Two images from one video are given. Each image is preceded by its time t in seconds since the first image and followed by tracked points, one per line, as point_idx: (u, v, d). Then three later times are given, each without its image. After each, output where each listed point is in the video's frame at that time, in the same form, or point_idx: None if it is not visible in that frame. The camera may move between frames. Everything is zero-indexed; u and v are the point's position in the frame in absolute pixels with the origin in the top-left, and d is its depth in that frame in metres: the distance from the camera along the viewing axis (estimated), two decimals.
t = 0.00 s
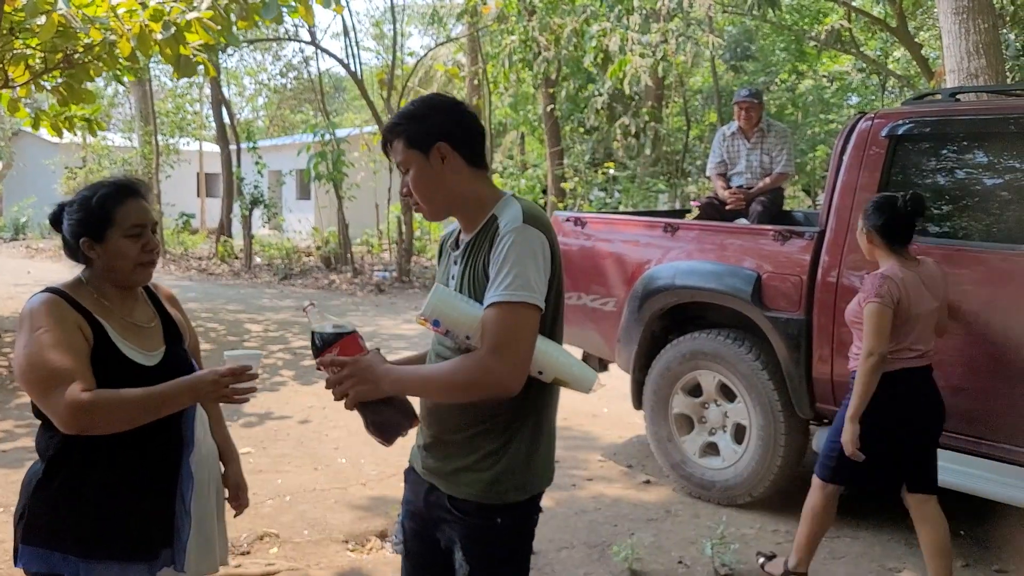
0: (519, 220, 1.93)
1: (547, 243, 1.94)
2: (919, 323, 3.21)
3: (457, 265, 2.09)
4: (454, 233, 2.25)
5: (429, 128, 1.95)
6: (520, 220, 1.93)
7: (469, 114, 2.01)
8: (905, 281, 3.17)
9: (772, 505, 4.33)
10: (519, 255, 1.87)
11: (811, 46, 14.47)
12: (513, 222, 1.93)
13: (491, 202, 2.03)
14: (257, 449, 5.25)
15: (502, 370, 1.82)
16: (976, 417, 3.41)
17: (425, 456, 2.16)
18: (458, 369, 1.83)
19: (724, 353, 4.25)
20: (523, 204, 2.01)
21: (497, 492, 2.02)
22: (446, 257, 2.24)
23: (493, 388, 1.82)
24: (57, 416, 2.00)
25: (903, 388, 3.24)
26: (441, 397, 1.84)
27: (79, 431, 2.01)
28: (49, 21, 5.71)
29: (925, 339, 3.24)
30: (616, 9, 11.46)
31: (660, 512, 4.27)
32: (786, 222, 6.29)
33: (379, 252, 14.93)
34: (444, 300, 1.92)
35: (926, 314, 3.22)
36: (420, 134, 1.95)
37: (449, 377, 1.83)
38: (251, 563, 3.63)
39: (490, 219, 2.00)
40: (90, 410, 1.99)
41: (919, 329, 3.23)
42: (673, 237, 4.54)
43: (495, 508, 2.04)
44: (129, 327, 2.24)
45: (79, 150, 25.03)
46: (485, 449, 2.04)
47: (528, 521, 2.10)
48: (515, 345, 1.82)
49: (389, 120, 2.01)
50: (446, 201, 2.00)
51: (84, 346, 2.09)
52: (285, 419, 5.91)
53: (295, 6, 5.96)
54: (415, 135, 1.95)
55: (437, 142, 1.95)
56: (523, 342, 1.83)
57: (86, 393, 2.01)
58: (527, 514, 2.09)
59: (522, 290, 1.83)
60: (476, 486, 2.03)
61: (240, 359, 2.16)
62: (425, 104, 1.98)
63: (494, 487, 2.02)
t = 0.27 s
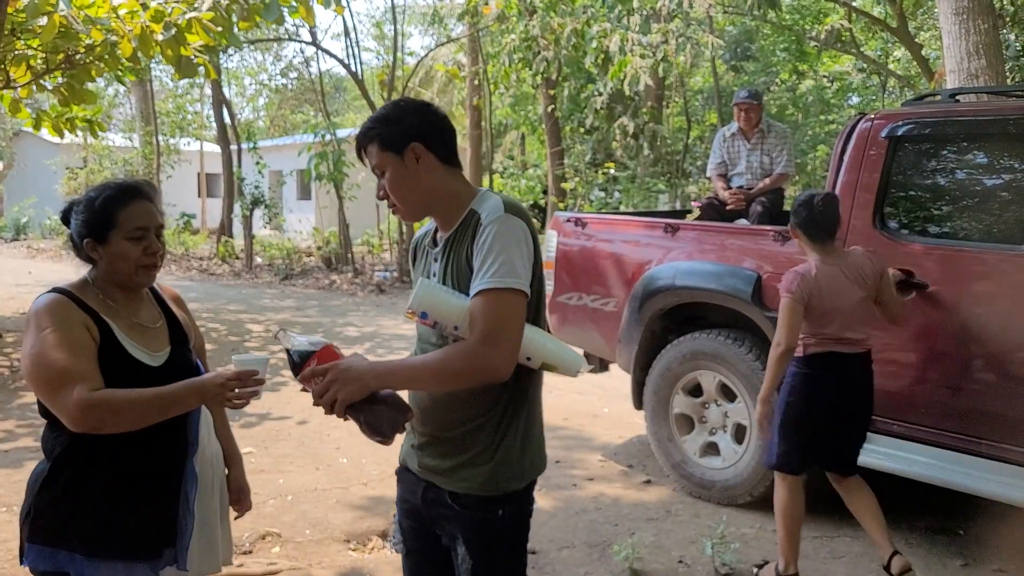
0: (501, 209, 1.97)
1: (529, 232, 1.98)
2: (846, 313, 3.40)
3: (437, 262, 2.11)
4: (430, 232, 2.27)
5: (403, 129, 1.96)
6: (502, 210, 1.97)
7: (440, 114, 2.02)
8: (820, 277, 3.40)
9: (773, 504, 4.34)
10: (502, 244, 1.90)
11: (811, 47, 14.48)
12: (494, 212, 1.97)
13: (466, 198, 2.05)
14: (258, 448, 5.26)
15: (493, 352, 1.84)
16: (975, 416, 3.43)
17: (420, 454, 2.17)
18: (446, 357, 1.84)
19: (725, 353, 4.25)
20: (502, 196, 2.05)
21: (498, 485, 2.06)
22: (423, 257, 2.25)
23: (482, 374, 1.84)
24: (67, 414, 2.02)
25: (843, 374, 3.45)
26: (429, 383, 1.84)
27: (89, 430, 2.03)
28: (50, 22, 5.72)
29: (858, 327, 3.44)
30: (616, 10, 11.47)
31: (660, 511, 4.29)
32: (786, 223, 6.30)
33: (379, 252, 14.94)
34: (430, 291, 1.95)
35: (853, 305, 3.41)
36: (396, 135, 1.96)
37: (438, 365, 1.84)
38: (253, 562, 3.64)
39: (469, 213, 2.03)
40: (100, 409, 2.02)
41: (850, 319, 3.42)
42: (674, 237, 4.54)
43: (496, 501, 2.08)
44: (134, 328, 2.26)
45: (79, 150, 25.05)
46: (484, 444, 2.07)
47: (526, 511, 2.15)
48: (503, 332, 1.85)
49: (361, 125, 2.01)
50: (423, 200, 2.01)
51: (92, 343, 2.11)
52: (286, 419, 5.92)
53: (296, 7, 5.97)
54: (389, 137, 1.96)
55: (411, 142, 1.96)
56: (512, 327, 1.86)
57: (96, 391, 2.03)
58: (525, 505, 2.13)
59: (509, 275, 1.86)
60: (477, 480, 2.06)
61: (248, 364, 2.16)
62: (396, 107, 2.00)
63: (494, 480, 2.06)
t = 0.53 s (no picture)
0: (493, 207, 1.98)
1: (520, 225, 1.99)
2: (812, 304, 3.42)
3: (428, 263, 2.12)
4: (416, 234, 2.27)
5: (386, 134, 1.96)
6: (493, 205, 1.98)
7: (420, 117, 2.02)
8: (778, 273, 3.47)
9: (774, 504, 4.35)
10: (494, 240, 1.91)
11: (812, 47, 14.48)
12: (486, 209, 1.97)
13: (454, 200, 2.06)
14: (259, 448, 5.27)
15: (489, 348, 1.85)
16: (977, 416, 3.43)
17: (419, 454, 2.16)
18: (440, 353, 1.85)
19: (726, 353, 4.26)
20: (491, 195, 2.05)
21: (501, 479, 2.08)
22: (412, 260, 2.25)
23: (478, 368, 1.84)
24: (73, 415, 2.04)
25: (820, 365, 3.44)
26: (425, 377, 1.85)
27: (94, 430, 2.05)
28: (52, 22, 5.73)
29: (828, 316, 3.44)
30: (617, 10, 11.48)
31: (662, 511, 4.30)
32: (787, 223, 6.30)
33: (381, 252, 14.95)
34: (425, 290, 1.97)
35: (817, 295, 3.43)
36: (380, 141, 1.96)
37: (435, 361, 1.85)
38: (255, 562, 3.65)
39: (458, 214, 2.03)
40: (106, 410, 2.03)
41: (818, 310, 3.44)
42: (675, 237, 4.55)
43: (499, 495, 2.09)
44: (139, 328, 2.26)
45: (81, 150, 25.08)
46: (485, 441, 2.08)
47: (526, 505, 2.17)
48: (496, 325, 1.85)
49: (344, 134, 2.00)
50: (411, 204, 2.02)
51: (98, 343, 2.11)
52: (288, 419, 5.93)
53: (297, 7, 5.98)
54: (373, 144, 1.96)
55: (395, 147, 1.96)
56: (507, 323, 1.87)
57: (102, 392, 2.05)
58: (526, 499, 2.15)
59: (502, 271, 1.87)
60: (480, 476, 2.07)
61: (254, 372, 2.13)
62: (376, 115, 2.00)
63: (497, 475, 2.07)
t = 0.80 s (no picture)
0: (493, 206, 1.98)
1: (520, 223, 1.99)
2: (790, 304, 3.49)
3: (427, 265, 2.11)
4: (412, 236, 2.27)
5: (381, 138, 1.96)
6: (493, 205, 1.99)
7: (414, 119, 2.02)
8: (762, 269, 3.56)
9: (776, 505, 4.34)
10: (495, 239, 1.92)
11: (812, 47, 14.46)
12: (486, 208, 1.98)
13: (450, 203, 2.06)
14: (261, 449, 5.27)
15: (491, 345, 1.85)
16: (968, 418, 3.46)
17: (420, 455, 2.16)
18: (442, 351, 1.86)
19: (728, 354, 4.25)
20: (489, 196, 2.06)
21: (504, 479, 2.08)
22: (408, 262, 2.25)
23: (481, 365, 1.85)
24: (74, 418, 2.04)
25: (802, 364, 3.50)
26: (427, 374, 1.85)
27: (94, 435, 2.05)
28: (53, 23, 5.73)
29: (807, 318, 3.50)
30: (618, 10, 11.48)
31: (664, 512, 4.29)
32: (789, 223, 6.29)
33: (382, 252, 14.95)
34: (427, 290, 1.97)
35: (796, 296, 3.49)
36: (377, 143, 1.95)
37: (437, 359, 1.85)
38: (257, 563, 3.65)
39: (458, 215, 2.03)
40: (108, 416, 2.04)
41: (798, 309, 3.50)
42: (676, 237, 4.54)
43: (502, 495, 2.10)
44: (144, 330, 2.26)
45: (83, 149, 25.09)
46: (486, 441, 2.08)
47: (528, 504, 2.17)
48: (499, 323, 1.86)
49: (338, 139, 2.00)
50: (408, 207, 2.02)
51: (101, 346, 2.11)
52: (290, 419, 5.93)
53: (299, 8, 5.98)
54: (368, 147, 1.95)
55: (391, 151, 1.96)
56: (509, 319, 1.87)
57: (103, 398, 2.05)
58: (529, 500, 2.16)
59: (504, 269, 1.87)
60: (482, 476, 2.08)
61: (256, 393, 2.15)
62: (369, 118, 1.99)
63: (501, 475, 2.08)
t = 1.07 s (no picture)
0: (501, 207, 2.07)
1: (528, 224, 2.08)
2: (789, 296, 3.60)
3: (434, 264, 2.19)
4: (418, 236, 2.34)
5: (389, 139, 2.03)
6: (502, 206, 2.07)
7: (420, 122, 2.09)
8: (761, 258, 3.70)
9: (775, 502, 4.40)
10: (503, 238, 1.99)
11: (812, 50, 14.50)
12: (495, 209, 2.06)
13: (457, 203, 2.14)
14: (268, 445, 5.35)
15: (498, 344, 1.92)
16: (951, 412, 3.54)
17: (427, 452, 2.23)
18: (451, 350, 1.92)
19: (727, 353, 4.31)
20: (495, 197, 2.14)
21: (509, 474, 2.15)
22: (414, 261, 2.32)
23: (490, 363, 1.92)
24: (86, 416, 2.11)
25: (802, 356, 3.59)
26: (435, 373, 1.91)
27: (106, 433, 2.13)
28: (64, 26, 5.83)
29: (798, 310, 3.60)
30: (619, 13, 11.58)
31: (664, 508, 4.36)
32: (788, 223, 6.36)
33: (387, 253, 15.07)
34: (438, 291, 2.02)
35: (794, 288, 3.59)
36: (386, 144, 2.03)
37: (446, 358, 1.91)
38: (264, 556, 3.73)
39: (465, 215, 2.11)
40: (119, 415, 2.11)
41: (789, 299, 3.61)
42: (676, 238, 4.62)
43: (508, 490, 2.16)
44: (154, 328, 2.34)
45: (92, 151, 25.26)
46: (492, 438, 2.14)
47: (534, 498, 2.24)
48: (507, 323, 1.92)
49: (347, 140, 2.07)
50: (415, 206, 2.09)
51: (111, 345, 2.19)
52: (296, 415, 6.02)
53: (305, 11, 6.07)
54: (376, 149, 2.02)
55: (399, 151, 2.03)
56: (517, 319, 1.94)
57: (115, 397, 2.12)
58: (534, 493, 2.22)
59: (513, 268, 1.95)
60: (488, 471, 2.14)
61: (265, 396, 2.24)
62: (379, 120, 2.07)
63: (506, 470, 2.14)
